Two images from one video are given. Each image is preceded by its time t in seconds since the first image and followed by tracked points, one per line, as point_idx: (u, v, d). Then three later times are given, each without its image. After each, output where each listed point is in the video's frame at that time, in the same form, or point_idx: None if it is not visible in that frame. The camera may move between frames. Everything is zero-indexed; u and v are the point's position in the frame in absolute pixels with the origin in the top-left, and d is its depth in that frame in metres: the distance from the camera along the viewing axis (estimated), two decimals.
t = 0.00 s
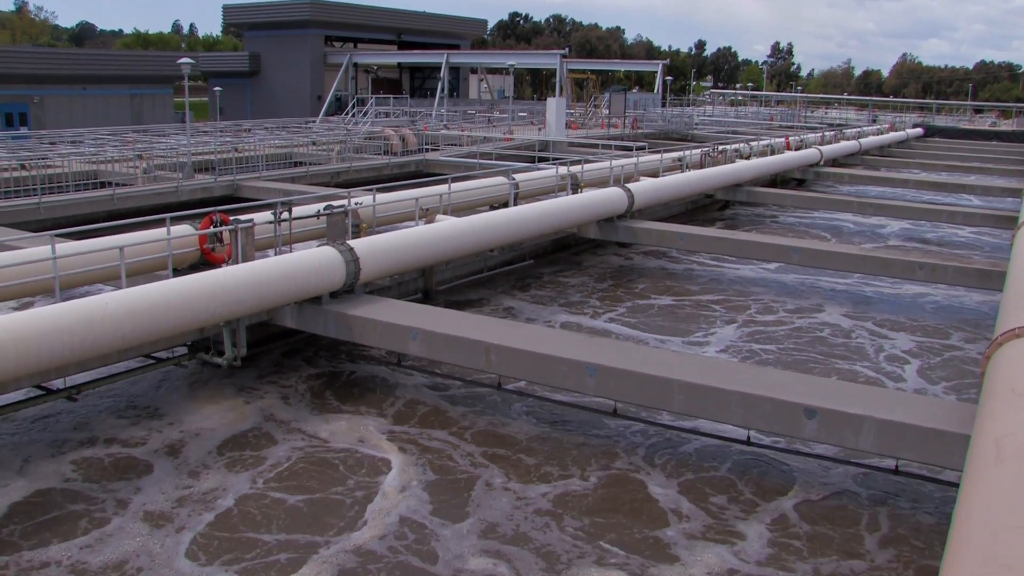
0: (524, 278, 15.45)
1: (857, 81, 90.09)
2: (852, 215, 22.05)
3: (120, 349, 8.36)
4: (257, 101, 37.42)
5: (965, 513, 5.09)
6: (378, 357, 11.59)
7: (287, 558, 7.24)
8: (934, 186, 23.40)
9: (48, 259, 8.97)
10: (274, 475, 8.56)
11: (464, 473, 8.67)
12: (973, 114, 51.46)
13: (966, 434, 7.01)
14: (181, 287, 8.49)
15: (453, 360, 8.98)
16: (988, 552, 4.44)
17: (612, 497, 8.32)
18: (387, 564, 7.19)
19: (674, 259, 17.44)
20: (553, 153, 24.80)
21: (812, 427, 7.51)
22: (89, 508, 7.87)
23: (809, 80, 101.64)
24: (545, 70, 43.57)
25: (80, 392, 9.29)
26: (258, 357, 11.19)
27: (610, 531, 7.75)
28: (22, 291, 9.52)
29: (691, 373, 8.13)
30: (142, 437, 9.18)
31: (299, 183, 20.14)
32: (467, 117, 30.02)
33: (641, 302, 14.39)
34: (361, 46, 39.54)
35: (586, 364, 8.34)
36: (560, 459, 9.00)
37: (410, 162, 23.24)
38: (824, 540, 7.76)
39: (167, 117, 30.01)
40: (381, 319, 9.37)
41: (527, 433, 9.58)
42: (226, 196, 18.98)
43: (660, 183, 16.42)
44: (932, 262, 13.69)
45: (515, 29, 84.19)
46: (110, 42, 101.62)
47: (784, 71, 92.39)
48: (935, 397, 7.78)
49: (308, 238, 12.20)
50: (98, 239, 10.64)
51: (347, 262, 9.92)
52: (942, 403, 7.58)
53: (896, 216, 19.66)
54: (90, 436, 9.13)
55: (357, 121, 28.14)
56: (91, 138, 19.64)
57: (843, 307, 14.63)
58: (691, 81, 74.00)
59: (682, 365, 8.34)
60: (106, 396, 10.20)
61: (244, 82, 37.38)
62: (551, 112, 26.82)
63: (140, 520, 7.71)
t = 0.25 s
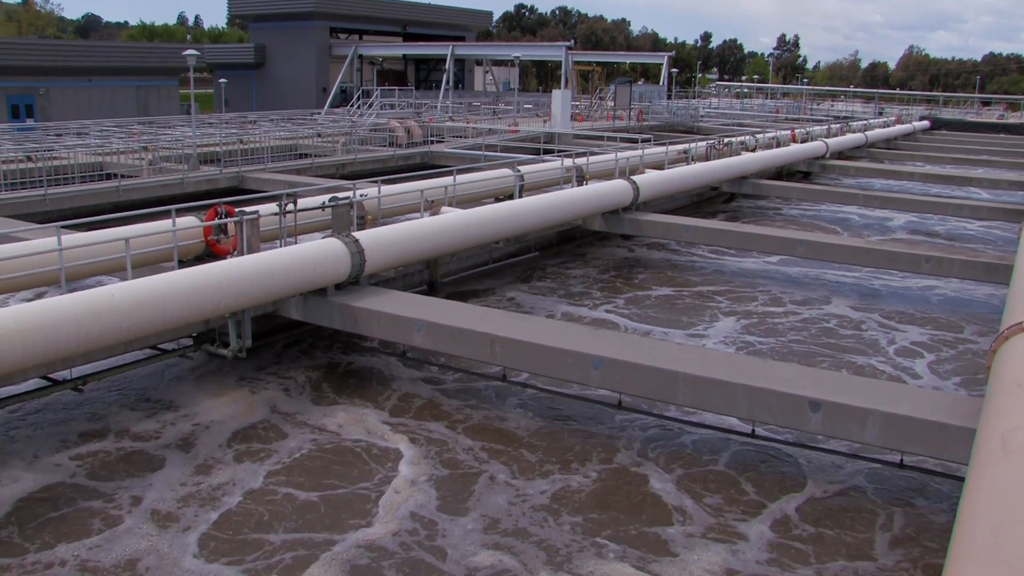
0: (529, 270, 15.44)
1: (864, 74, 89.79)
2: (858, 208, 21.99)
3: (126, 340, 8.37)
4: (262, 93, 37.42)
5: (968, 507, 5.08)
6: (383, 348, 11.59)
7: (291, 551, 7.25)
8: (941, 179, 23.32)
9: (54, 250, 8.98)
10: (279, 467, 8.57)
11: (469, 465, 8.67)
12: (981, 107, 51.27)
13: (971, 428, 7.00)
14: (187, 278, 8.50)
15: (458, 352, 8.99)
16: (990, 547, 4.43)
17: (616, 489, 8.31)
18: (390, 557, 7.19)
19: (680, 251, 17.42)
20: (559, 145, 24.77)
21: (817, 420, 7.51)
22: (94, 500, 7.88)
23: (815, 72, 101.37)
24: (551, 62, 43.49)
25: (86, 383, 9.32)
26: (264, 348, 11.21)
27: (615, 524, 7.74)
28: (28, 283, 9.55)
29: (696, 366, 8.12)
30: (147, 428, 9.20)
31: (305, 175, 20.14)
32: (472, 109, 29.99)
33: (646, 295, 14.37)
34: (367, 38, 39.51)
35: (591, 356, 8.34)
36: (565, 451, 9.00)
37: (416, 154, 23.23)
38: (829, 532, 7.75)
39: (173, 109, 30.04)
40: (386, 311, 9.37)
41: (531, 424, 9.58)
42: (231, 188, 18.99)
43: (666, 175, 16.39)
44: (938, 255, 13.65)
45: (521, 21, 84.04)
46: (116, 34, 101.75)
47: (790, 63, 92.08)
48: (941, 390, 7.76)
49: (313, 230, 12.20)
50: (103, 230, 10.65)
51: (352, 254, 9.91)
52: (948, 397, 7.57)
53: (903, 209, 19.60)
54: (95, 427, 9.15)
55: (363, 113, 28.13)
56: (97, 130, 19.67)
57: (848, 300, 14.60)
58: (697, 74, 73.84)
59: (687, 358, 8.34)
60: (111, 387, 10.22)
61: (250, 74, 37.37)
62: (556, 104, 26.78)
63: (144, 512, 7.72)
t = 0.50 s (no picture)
0: (537, 263, 15.43)
1: (872, 67, 89.52)
2: (866, 202, 21.93)
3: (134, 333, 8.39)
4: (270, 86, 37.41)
5: (977, 505, 5.07)
6: (391, 341, 11.60)
7: (301, 546, 7.26)
8: (950, 173, 23.25)
9: (62, 243, 9.00)
10: (287, 460, 8.58)
11: (477, 459, 8.68)
12: (991, 100, 51.04)
13: (980, 423, 6.97)
14: (195, 271, 8.51)
15: (465, 346, 8.99)
16: (998, 545, 4.41)
17: (625, 484, 8.31)
18: (398, 552, 7.20)
19: (687, 245, 17.39)
20: (566, 138, 24.74)
21: (825, 414, 7.49)
22: (103, 493, 7.90)
23: (824, 66, 101.04)
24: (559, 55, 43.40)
25: (95, 375, 9.36)
26: (271, 341, 11.23)
27: (624, 519, 7.73)
28: (36, 276, 9.58)
29: (703, 360, 8.11)
30: (155, 421, 9.23)
31: (312, 168, 20.15)
32: (480, 102, 29.95)
33: (654, 288, 14.37)
34: (374, 31, 39.46)
35: (599, 350, 8.33)
36: (573, 444, 9.00)
37: (424, 147, 23.22)
38: (838, 527, 7.74)
39: (181, 102, 30.04)
40: (394, 304, 9.38)
41: (539, 418, 9.58)
42: (239, 181, 19.00)
43: (673, 169, 16.36)
44: (947, 250, 13.60)
45: (528, 14, 83.86)
46: (124, 27, 101.82)
47: (798, 57, 91.78)
48: (949, 385, 7.73)
49: (321, 223, 12.21)
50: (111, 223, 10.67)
51: (359, 247, 9.92)
52: (957, 392, 7.54)
53: (912, 204, 19.54)
54: (104, 420, 9.19)
55: (370, 106, 28.14)
56: (105, 123, 19.68)
57: (856, 294, 14.56)
58: (704, 67, 73.67)
59: (694, 351, 8.33)
60: (120, 378, 10.26)
61: (258, 67, 37.37)
62: (564, 97, 26.73)
63: (154, 506, 7.73)
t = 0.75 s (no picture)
0: (543, 257, 15.41)
1: (880, 61, 89.25)
2: (874, 197, 21.86)
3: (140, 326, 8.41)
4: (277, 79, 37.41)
5: (985, 498, 5.04)
6: (397, 334, 11.61)
7: (308, 539, 7.26)
8: (958, 167, 23.17)
9: (69, 236, 9.01)
10: (294, 454, 8.58)
11: (484, 453, 8.67)
12: (999, 94, 50.79)
13: (987, 418, 6.95)
14: (201, 264, 8.52)
15: (471, 339, 8.99)
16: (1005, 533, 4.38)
17: (631, 479, 8.30)
18: (404, 545, 7.20)
19: (694, 239, 17.35)
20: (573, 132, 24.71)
21: (831, 409, 7.48)
22: (109, 486, 7.91)
23: (832, 59, 100.72)
24: (565, 48, 43.32)
25: (101, 368, 9.38)
26: (278, 334, 11.25)
27: (631, 513, 7.72)
28: (43, 270, 9.60)
29: (710, 354, 8.09)
30: (162, 414, 9.25)
31: (318, 161, 20.15)
32: (486, 96, 29.91)
33: (660, 281, 14.34)
34: (381, 24, 39.44)
35: (605, 344, 8.33)
36: (579, 438, 8.99)
37: (430, 141, 23.21)
38: (846, 522, 7.73)
39: (188, 95, 30.07)
40: (400, 297, 9.37)
41: (545, 412, 9.57)
42: (245, 174, 19.01)
43: (680, 162, 16.32)
44: (954, 244, 13.54)
45: (535, 8, 83.71)
46: (131, 20, 101.92)
47: (806, 50, 91.48)
48: (957, 380, 7.71)
49: (327, 216, 12.21)
50: (118, 216, 10.69)
51: (366, 240, 9.91)
52: (964, 386, 7.51)
53: (919, 198, 19.47)
54: (111, 412, 9.21)
55: (376, 99, 28.12)
56: (112, 116, 19.71)
57: (863, 288, 14.51)
58: (711, 60, 73.49)
59: (701, 345, 8.31)
60: (127, 371, 10.28)
61: (264, 60, 37.37)
62: (570, 90, 26.69)
63: (161, 499, 7.74)
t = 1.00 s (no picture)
0: (549, 249, 15.39)
1: (889, 54, 88.94)
2: (881, 190, 21.80)
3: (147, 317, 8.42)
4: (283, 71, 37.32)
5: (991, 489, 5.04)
6: (403, 326, 11.62)
7: (314, 532, 7.26)
8: (966, 161, 23.08)
9: (75, 228, 9.03)
10: (300, 446, 8.59)
11: (490, 446, 8.67)
12: (1007, 87, 50.61)
13: (994, 412, 6.93)
14: (208, 256, 8.52)
15: (477, 331, 8.99)
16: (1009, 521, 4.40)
17: (636, 472, 8.28)
18: (410, 537, 7.21)
19: (700, 231, 17.32)
20: (579, 124, 24.67)
21: (837, 402, 7.47)
22: (115, 477, 7.92)
23: (839, 52, 100.39)
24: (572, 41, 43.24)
25: (108, 359, 9.39)
26: (283, 326, 11.26)
27: (637, 506, 7.72)
28: (50, 261, 9.62)
29: (716, 346, 8.08)
30: (168, 405, 9.27)
31: (324, 153, 20.15)
32: (493, 88, 29.87)
33: (666, 274, 14.32)
34: (387, 16, 39.40)
35: (611, 336, 8.32)
36: (584, 431, 9.00)
37: (436, 133, 23.20)
38: (850, 516, 7.72)
39: (194, 87, 30.07)
40: (406, 289, 9.38)
41: (551, 404, 9.56)
42: (251, 166, 19.02)
43: (687, 155, 16.29)
44: (962, 237, 13.50)
45: None
46: (137, 12, 101.95)
47: (813, 43, 91.20)
48: (963, 373, 7.69)
49: (333, 208, 12.22)
50: (125, 208, 10.70)
51: (372, 232, 9.91)
52: (971, 380, 7.50)
53: (927, 191, 19.41)
54: (118, 403, 9.23)
55: (383, 91, 28.10)
56: (118, 108, 19.72)
57: (870, 281, 14.48)
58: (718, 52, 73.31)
59: (707, 338, 8.30)
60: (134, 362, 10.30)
61: (270, 52, 37.25)
62: (577, 83, 26.64)
63: (167, 490, 7.75)
